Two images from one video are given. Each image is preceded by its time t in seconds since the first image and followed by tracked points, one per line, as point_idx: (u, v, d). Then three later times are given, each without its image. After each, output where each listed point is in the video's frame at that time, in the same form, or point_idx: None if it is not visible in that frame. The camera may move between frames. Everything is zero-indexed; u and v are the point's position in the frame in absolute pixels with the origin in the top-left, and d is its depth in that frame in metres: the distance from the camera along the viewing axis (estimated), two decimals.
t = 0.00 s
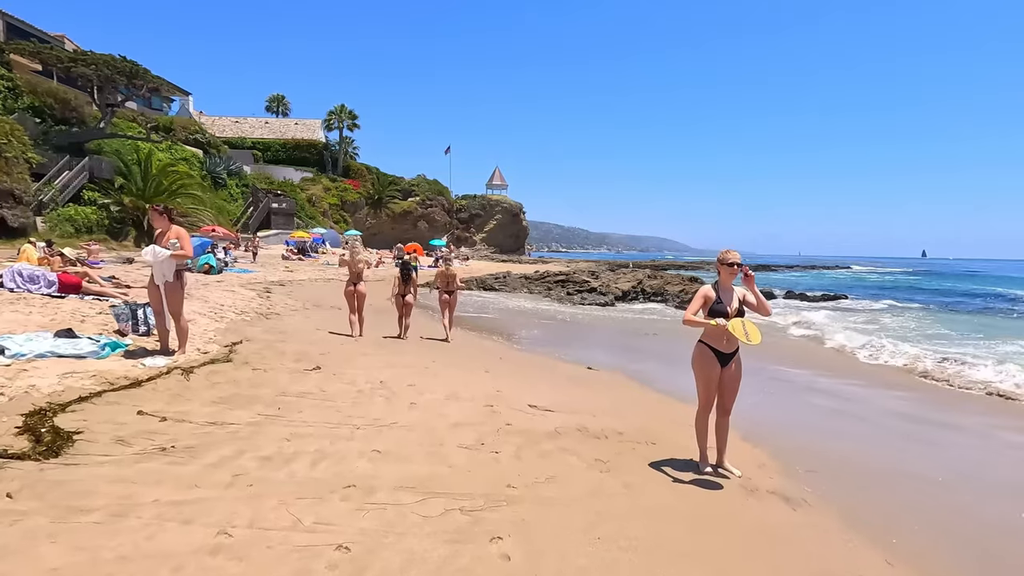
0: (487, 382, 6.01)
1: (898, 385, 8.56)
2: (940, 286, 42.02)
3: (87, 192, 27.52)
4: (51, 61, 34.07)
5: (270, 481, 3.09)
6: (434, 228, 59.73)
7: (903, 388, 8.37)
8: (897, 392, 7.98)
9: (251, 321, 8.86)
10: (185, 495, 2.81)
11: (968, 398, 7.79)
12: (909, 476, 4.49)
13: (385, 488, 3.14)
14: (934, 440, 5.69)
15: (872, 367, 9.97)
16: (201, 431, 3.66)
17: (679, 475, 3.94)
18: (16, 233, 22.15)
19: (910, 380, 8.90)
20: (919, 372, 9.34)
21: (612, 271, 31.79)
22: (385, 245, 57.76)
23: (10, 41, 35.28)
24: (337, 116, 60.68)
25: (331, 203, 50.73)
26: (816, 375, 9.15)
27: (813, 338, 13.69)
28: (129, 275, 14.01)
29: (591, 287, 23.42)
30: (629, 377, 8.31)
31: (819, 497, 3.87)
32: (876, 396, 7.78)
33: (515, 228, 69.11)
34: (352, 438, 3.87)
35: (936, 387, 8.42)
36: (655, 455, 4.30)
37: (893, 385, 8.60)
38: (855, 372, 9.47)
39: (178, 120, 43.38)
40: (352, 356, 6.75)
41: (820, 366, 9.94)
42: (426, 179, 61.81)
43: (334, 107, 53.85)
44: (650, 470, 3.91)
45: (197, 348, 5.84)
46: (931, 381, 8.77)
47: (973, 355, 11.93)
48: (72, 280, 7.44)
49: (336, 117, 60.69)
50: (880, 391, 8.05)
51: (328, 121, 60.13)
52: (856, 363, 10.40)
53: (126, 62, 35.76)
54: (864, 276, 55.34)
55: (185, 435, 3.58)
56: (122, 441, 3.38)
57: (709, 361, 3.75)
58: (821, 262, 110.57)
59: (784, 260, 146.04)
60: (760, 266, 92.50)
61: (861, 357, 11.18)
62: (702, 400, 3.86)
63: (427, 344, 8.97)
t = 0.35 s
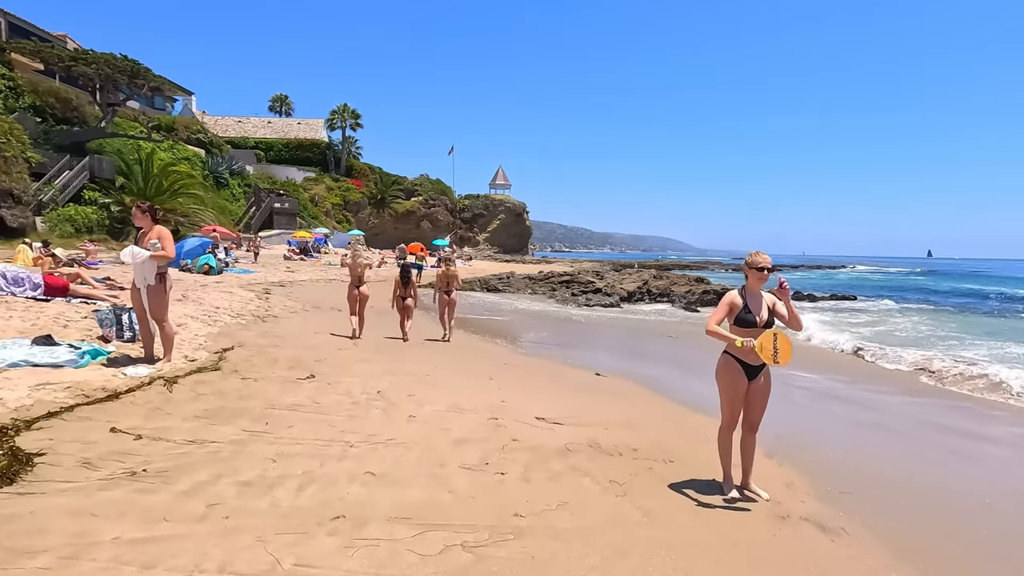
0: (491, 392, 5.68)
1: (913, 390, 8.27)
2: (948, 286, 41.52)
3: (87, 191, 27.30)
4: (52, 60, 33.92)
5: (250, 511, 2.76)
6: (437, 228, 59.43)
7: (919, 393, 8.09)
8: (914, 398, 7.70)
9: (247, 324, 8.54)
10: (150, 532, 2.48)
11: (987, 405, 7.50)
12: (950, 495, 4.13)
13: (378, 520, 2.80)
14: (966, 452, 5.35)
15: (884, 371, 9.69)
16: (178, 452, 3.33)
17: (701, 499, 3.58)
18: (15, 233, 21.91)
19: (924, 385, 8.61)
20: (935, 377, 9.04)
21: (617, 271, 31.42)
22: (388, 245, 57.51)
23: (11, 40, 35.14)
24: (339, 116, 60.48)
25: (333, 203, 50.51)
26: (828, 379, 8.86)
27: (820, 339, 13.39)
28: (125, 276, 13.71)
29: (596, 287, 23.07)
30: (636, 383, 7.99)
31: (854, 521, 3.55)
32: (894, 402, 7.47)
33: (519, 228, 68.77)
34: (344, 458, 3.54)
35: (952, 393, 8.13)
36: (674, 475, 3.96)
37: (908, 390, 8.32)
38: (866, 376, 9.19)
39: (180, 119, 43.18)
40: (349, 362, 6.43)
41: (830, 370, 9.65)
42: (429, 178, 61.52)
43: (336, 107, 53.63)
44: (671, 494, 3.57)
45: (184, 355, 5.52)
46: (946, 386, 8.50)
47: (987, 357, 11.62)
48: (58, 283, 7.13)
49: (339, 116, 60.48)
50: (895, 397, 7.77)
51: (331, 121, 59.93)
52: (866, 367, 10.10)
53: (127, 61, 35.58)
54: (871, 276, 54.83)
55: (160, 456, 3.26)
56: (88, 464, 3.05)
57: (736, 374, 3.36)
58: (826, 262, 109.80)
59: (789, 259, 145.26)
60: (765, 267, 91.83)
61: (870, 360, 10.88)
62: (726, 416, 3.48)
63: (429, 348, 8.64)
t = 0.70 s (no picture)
0: (500, 398, 5.37)
1: (935, 392, 7.93)
2: (965, 287, 40.68)
3: (95, 191, 27.26)
4: (61, 60, 34.02)
5: (230, 539, 2.45)
6: (444, 228, 59.19)
7: (942, 396, 7.75)
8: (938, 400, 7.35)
9: (248, 326, 8.27)
10: (113, 566, 2.17)
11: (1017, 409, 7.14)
12: (1002, 513, 3.77)
13: (374, 550, 2.49)
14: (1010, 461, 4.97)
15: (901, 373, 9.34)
16: (159, 469, 3.05)
17: (735, 522, 3.23)
18: (22, 233, 21.85)
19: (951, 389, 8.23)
20: (953, 379, 8.69)
21: (626, 272, 31.02)
22: (396, 245, 57.36)
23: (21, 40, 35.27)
24: (347, 116, 60.43)
25: (340, 203, 50.41)
26: (849, 383, 8.49)
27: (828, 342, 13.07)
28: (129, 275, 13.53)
29: (605, 287, 22.72)
30: (648, 386, 7.67)
31: (902, 546, 3.21)
32: (916, 405, 7.15)
33: (527, 228, 68.39)
34: (340, 476, 3.23)
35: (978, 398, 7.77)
36: (702, 493, 3.62)
37: (934, 393, 7.94)
38: (884, 378, 8.86)
39: (189, 119, 43.20)
40: (351, 366, 6.13)
41: (850, 373, 9.27)
42: (437, 178, 61.29)
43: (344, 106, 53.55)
44: (699, 517, 3.23)
45: (177, 358, 5.25)
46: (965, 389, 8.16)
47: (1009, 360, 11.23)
48: (52, 282, 6.88)
49: (346, 115, 60.40)
50: (918, 400, 7.43)
51: (338, 120, 59.90)
52: (886, 370, 9.71)
53: (135, 60, 35.63)
54: (885, 276, 54.01)
55: (138, 473, 2.97)
56: (56, 482, 2.76)
57: (776, 385, 3.02)
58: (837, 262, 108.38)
59: (800, 259, 143.85)
60: (776, 267, 90.81)
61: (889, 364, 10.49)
62: (762, 430, 3.14)
63: (434, 351, 8.33)
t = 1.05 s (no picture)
0: (512, 409, 5.04)
1: (966, 398, 7.54)
2: (987, 287, 39.67)
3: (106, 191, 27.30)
4: (73, 60, 34.21)
5: None
6: (454, 228, 59.02)
7: (972, 402, 7.37)
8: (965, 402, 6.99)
9: (251, 329, 8.01)
10: None
11: None
12: None
13: None
14: None
15: (920, 374, 8.96)
16: (137, 496, 2.74)
17: (782, 560, 2.86)
18: (33, 233, 21.87)
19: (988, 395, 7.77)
20: (976, 382, 8.27)
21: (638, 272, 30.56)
22: (406, 245, 57.28)
23: (35, 41, 35.52)
24: (357, 115, 60.43)
25: (350, 203, 50.38)
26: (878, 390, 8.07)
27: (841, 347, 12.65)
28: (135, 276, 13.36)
29: (617, 288, 22.32)
30: (664, 393, 7.33)
31: None
32: (956, 414, 6.71)
33: (537, 228, 68.05)
34: (338, 504, 2.91)
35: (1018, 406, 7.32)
36: (739, 523, 3.26)
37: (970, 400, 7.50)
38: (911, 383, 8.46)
39: (200, 119, 43.33)
40: (356, 374, 5.83)
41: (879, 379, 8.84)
42: (447, 177, 61.07)
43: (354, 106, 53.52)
44: (739, 553, 2.88)
45: (172, 366, 4.97)
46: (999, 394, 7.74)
47: None
48: (49, 285, 6.64)
49: (357, 115, 60.34)
50: (946, 404, 7.08)
51: (348, 120, 59.92)
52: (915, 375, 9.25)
53: (147, 61, 35.76)
54: (902, 276, 52.96)
55: (113, 501, 2.67)
56: (19, 514, 2.46)
57: (832, 404, 2.67)
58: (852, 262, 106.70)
59: (814, 259, 141.96)
60: (789, 268, 89.59)
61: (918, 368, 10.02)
62: (817, 457, 2.78)
63: (443, 356, 8.02)
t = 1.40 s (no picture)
0: (522, 417, 4.72)
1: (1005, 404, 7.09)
2: (1010, 288, 38.57)
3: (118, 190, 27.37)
4: (86, 61, 34.48)
5: None
6: (464, 227, 58.84)
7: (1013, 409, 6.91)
8: (1000, 403, 6.58)
9: (253, 330, 7.74)
10: None
11: None
12: None
13: None
14: None
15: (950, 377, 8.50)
16: (102, 521, 2.45)
17: None
18: (45, 232, 21.91)
19: None
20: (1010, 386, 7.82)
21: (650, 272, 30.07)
22: (416, 245, 57.23)
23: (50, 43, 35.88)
24: (368, 115, 60.46)
25: (361, 202, 50.36)
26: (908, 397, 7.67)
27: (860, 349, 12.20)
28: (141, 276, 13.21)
29: (630, 288, 21.91)
30: (680, 396, 6.99)
31: None
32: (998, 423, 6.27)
33: (548, 228, 67.71)
34: (327, 530, 2.59)
35: None
36: (776, 551, 2.91)
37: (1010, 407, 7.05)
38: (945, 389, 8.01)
39: (212, 120, 43.54)
40: (358, 378, 5.52)
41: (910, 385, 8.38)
42: (457, 177, 60.86)
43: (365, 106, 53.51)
44: None
45: (162, 370, 4.68)
46: None
47: None
48: (44, 283, 6.41)
49: (367, 114, 60.35)
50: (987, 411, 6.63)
51: (359, 120, 60.00)
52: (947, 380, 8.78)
53: (159, 61, 35.98)
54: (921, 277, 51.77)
55: (73, 527, 2.37)
56: None
57: (892, 421, 2.36)
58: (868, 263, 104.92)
59: (830, 259, 139.84)
60: (804, 269, 88.25)
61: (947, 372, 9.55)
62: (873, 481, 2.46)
63: (451, 359, 7.71)
